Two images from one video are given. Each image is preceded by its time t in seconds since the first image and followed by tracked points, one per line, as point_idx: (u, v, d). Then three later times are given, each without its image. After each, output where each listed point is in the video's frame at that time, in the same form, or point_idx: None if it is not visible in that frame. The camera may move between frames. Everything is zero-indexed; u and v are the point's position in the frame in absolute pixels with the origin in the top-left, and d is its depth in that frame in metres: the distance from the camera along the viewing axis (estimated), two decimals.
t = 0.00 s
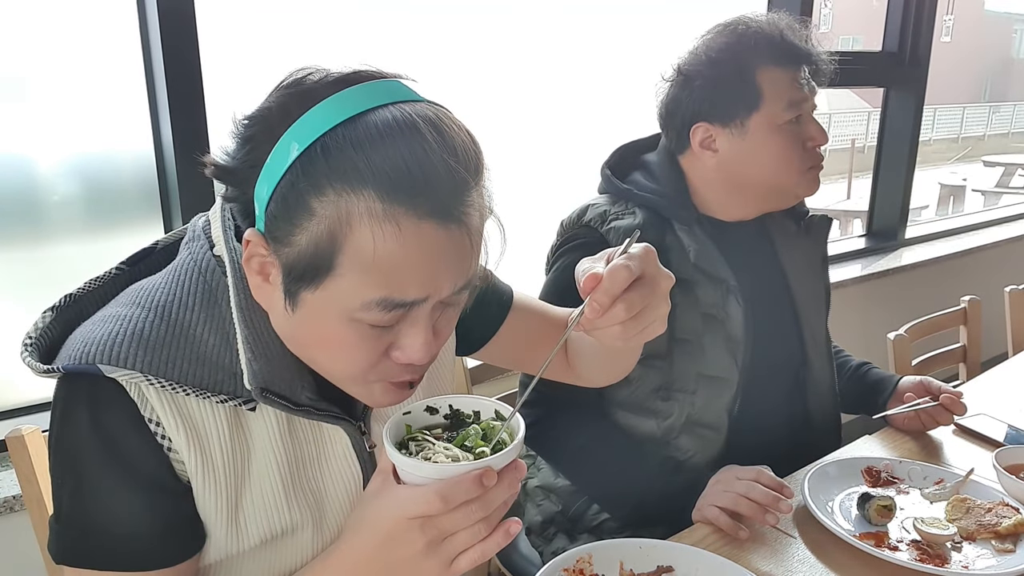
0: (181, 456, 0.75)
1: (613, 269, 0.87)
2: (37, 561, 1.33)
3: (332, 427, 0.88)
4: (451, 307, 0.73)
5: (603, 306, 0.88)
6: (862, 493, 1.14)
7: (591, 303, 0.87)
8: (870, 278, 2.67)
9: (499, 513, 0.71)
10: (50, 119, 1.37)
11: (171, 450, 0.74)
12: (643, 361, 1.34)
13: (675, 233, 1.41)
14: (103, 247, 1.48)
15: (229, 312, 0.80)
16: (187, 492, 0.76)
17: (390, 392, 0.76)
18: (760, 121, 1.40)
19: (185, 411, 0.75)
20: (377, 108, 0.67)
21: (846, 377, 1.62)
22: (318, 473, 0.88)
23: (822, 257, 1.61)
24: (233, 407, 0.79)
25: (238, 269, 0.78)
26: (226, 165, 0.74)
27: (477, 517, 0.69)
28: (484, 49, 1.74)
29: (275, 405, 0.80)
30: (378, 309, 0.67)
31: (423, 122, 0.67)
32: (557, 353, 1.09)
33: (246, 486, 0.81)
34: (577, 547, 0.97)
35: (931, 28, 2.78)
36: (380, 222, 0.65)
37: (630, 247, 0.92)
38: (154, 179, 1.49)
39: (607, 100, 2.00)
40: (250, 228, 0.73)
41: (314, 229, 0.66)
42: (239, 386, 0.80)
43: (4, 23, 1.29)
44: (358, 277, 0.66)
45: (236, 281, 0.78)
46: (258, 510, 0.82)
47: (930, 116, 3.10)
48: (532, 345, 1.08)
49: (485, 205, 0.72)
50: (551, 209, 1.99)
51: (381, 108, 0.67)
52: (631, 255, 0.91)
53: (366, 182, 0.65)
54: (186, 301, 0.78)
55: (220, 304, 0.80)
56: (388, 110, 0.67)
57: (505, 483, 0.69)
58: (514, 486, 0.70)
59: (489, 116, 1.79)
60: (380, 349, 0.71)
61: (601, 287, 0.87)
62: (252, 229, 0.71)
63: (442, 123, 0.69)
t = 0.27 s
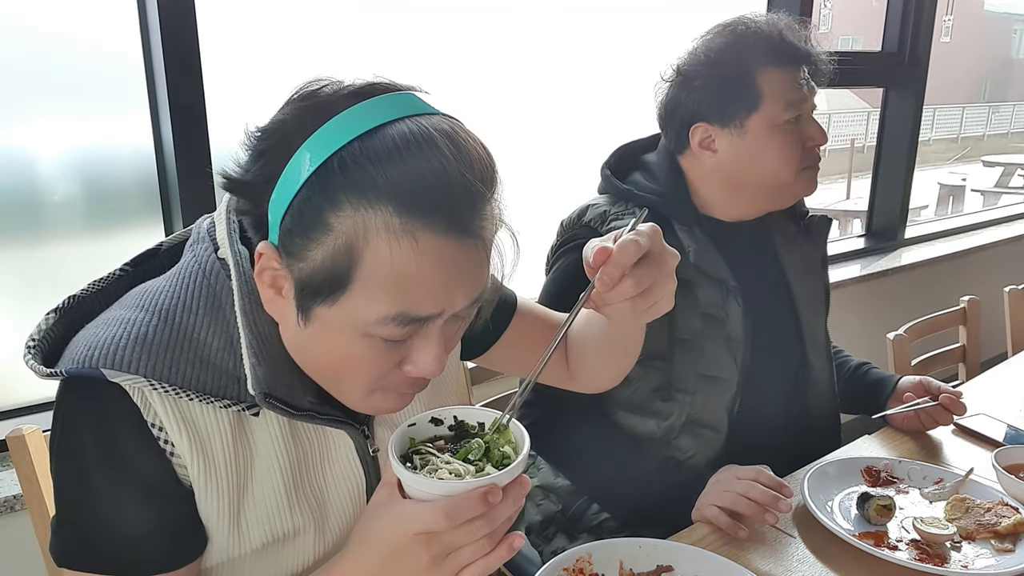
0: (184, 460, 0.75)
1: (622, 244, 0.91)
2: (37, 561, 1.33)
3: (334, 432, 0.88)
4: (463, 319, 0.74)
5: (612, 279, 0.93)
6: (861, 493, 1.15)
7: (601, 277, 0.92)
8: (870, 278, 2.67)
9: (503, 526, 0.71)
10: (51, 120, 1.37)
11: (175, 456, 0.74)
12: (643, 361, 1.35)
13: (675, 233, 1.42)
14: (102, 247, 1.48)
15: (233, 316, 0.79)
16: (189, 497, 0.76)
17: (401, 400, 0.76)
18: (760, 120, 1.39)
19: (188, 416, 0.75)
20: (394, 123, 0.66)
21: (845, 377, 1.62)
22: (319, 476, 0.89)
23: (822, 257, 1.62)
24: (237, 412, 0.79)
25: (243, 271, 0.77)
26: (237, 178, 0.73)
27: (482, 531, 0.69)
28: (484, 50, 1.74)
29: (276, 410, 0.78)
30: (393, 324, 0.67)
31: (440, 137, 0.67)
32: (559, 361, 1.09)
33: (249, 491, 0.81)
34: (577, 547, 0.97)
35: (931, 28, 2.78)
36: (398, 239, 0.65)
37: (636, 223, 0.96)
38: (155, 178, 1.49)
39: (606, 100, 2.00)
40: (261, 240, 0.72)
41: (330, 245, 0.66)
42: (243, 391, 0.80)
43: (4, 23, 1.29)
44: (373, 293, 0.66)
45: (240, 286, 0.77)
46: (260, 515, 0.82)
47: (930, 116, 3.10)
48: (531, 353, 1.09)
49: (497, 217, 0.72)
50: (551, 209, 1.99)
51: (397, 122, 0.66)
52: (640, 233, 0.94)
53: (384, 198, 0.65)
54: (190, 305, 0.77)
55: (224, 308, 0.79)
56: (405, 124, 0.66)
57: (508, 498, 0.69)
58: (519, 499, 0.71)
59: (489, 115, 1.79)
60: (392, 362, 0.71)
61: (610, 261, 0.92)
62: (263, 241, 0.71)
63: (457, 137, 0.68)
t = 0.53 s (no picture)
0: (185, 460, 0.75)
1: (613, 266, 0.90)
2: (37, 561, 1.33)
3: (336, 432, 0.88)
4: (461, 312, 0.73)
5: (603, 303, 0.92)
6: (862, 493, 1.14)
7: (592, 299, 0.91)
8: (870, 278, 2.67)
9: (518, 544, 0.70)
10: (50, 119, 1.37)
11: (176, 455, 0.75)
12: (642, 361, 1.34)
13: (675, 235, 1.41)
14: (102, 246, 1.48)
15: (234, 316, 0.80)
16: (191, 497, 0.76)
17: (398, 396, 0.75)
18: (759, 120, 1.39)
19: (190, 417, 0.75)
20: (387, 116, 0.66)
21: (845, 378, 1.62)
22: (322, 476, 0.88)
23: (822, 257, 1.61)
24: (239, 412, 0.79)
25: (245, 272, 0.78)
26: (231, 175, 0.72)
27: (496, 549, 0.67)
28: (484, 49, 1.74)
29: (279, 412, 0.79)
30: (388, 318, 0.67)
31: (433, 129, 0.66)
32: (550, 373, 1.10)
33: (250, 491, 0.81)
34: (577, 548, 0.97)
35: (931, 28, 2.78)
36: (392, 232, 0.65)
37: (627, 247, 0.95)
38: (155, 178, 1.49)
39: (606, 100, 1.99)
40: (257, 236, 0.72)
41: (324, 238, 0.66)
42: (245, 391, 0.79)
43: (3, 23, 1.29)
44: (368, 286, 0.66)
45: (240, 285, 0.78)
46: (262, 517, 0.81)
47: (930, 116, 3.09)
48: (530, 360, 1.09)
49: (492, 208, 0.72)
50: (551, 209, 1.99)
51: (389, 116, 0.66)
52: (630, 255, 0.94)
53: (377, 193, 0.65)
54: (191, 306, 0.78)
55: (225, 308, 0.79)
56: (398, 117, 0.66)
57: (523, 517, 0.68)
58: (534, 517, 0.69)
59: (488, 115, 1.79)
60: (389, 356, 0.71)
61: (601, 284, 0.91)
62: (258, 237, 0.71)
63: (451, 129, 0.68)
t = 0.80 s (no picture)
0: (176, 447, 0.75)
1: (616, 292, 0.91)
2: (37, 561, 1.33)
3: (326, 420, 0.88)
4: (441, 280, 0.73)
5: (605, 331, 0.92)
6: (861, 493, 1.15)
7: (595, 325, 0.91)
8: (870, 278, 2.67)
9: (512, 539, 0.71)
10: (50, 120, 1.37)
11: (167, 442, 0.74)
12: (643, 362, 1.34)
13: (675, 235, 1.41)
14: (102, 247, 1.48)
15: (223, 307, 0.80)
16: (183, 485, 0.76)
17: (381, 368, 0.75)
18: (759, 120, 1.39)
19: (180, 404, 0.75)
20: (352, 81, 0.67)
21: (845, 377, 1.62)
22: (314, 466, 0.88)
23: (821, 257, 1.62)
24: (228, 400, 0.79)
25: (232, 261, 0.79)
26: (208, 152, 0.72)
27: (490, 542, 0.69)
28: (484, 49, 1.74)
29: (269, 398, 0.80)
30: (366, 280, 0.67)
31: (398, 92, 0.68)
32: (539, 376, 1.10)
33: (242, 479, 0.81)
34: (577, 547, 0.97)
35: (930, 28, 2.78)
36: (362, 190, 0.65)
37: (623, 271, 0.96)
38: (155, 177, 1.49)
39: (606, 100, 2.00)
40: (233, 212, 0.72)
41: (297, 202, 0.66)
42: (235, 378, 0.80)
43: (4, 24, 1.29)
44: (343, 247, 0.66)
45: (229, 276, 0.78)
46: (254, 505, 0.81)
47: (930, 116, 3.10)
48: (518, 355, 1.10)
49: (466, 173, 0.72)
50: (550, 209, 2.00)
51: (356, 82, 0.67)
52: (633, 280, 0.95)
53: (346, 153, 0.65)
54: (181, 296, 0.78)
55: (214, 298, 0.80)
56: (363, 82, 0.67)
57: (518, 511, 0.69)
58: (530, 512, 0.70)
59: (488, 115, 1.79)
60: (370, 323, 0.70)
61: (605, 309, 0.91)
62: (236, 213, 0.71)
63: (417, 93, 0.69)
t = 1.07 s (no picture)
0: (161, 431, 0.75)
1: (602, 258, 0.93)
2: (37, 561, 1.33)
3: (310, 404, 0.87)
4: (414, 246, 0.74)
5: (596, 295, 0.94)
6: (861, 493, 1.15)
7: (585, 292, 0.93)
8: (870, 278, 2.67)
9: (503, 539, 0.70)
10: (49, 120, 1.37)
11: (151, 426, 0.75)
12: (643, 362, 1.34)
13: (676, 235, 1.41)
14: (102, 247, 1.48)
15: (204, 294, 0.80)
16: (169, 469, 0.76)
17: (360, 340, 0.74)
18: (759, 121, 1.39)
19: (163, 388, 0.75)
20: (314, 50, 0.68)
21: (844, 377, 1.62)
22: (301, 452, 0.87)
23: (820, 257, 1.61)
24: (211, 383, 0.79)
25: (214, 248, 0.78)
26: (175, 132, 0.70)
27: (478, 540, 0.68)
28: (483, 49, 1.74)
29: (251, 380, 0.79)
30: (339, 243, 0.67)
31: (360, 59, 0.68)
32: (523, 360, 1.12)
33: (227, 463, 0.80)
34: (577, 547, 0.97)
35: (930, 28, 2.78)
36: (330, 152, 0.66)
37: (602, 242, 0.99)
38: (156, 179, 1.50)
39: (606, 100, 2.00)
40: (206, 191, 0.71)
41: (268, 169, 0.66)
42: (217, 362, 0.80)
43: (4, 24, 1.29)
44: (314, 209, 0.66)
45: (208, 260, 0.78)
46: (242, 489, 0.81)
47: (930, 116, 3.10)
48: (504, 344, 1.11)
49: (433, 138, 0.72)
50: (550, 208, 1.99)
51: (316, 50, 0.67)
52: (616, 247, 0.97)
53: (312, 117, 0.66)
54: (162, 284, 0.78)
55: (195, 286, 0.80)
56: (324, 51, 0.68)
57: (507, 510, 0.68)
58: (521, 513, 0.69)
59: (488, 115, 1.79)
60: (346, 289, 0.70)
61: (594, 275, 0.93)
62: (210, 192, 0.71)
63: (379, 60, 0.70)
